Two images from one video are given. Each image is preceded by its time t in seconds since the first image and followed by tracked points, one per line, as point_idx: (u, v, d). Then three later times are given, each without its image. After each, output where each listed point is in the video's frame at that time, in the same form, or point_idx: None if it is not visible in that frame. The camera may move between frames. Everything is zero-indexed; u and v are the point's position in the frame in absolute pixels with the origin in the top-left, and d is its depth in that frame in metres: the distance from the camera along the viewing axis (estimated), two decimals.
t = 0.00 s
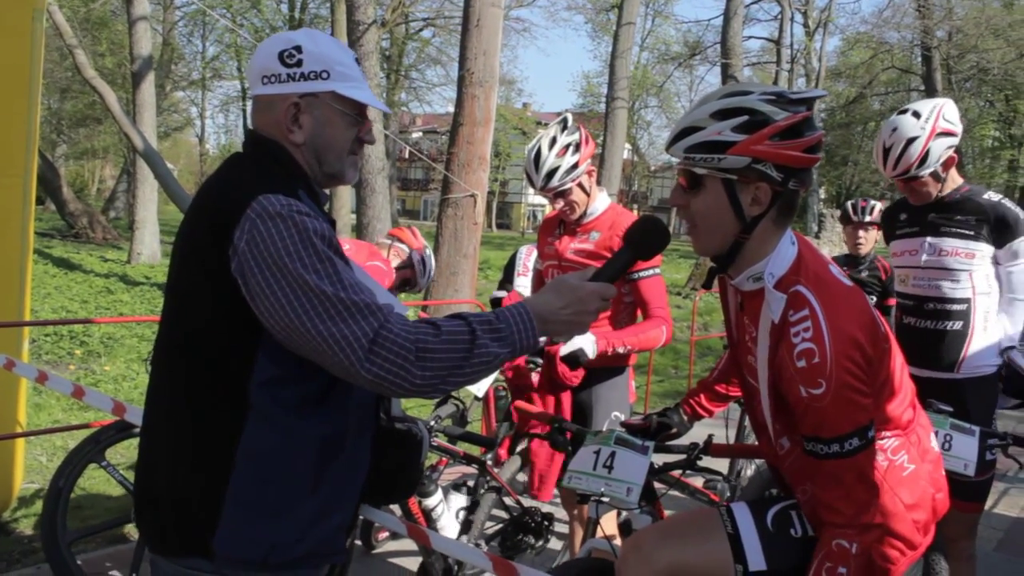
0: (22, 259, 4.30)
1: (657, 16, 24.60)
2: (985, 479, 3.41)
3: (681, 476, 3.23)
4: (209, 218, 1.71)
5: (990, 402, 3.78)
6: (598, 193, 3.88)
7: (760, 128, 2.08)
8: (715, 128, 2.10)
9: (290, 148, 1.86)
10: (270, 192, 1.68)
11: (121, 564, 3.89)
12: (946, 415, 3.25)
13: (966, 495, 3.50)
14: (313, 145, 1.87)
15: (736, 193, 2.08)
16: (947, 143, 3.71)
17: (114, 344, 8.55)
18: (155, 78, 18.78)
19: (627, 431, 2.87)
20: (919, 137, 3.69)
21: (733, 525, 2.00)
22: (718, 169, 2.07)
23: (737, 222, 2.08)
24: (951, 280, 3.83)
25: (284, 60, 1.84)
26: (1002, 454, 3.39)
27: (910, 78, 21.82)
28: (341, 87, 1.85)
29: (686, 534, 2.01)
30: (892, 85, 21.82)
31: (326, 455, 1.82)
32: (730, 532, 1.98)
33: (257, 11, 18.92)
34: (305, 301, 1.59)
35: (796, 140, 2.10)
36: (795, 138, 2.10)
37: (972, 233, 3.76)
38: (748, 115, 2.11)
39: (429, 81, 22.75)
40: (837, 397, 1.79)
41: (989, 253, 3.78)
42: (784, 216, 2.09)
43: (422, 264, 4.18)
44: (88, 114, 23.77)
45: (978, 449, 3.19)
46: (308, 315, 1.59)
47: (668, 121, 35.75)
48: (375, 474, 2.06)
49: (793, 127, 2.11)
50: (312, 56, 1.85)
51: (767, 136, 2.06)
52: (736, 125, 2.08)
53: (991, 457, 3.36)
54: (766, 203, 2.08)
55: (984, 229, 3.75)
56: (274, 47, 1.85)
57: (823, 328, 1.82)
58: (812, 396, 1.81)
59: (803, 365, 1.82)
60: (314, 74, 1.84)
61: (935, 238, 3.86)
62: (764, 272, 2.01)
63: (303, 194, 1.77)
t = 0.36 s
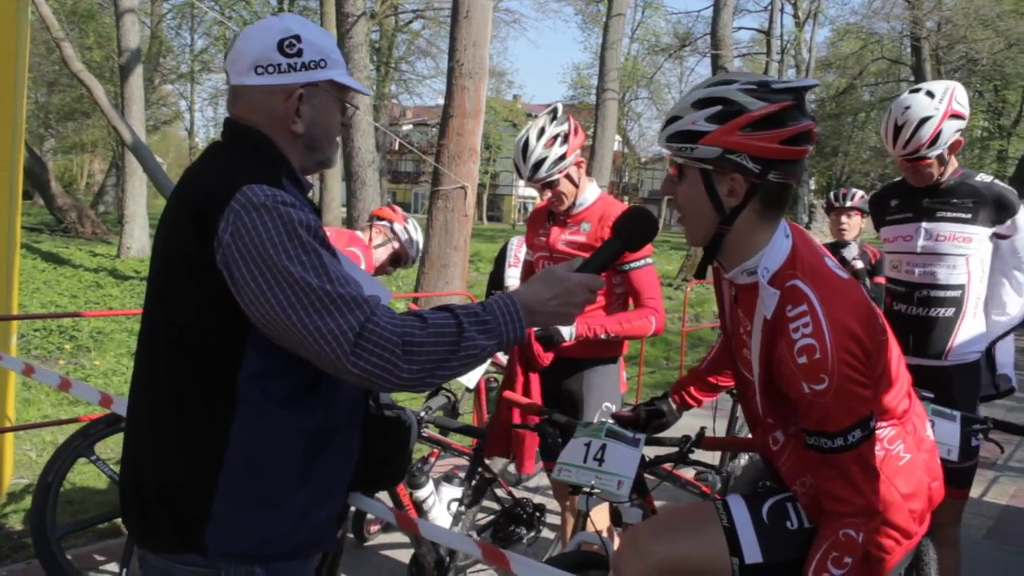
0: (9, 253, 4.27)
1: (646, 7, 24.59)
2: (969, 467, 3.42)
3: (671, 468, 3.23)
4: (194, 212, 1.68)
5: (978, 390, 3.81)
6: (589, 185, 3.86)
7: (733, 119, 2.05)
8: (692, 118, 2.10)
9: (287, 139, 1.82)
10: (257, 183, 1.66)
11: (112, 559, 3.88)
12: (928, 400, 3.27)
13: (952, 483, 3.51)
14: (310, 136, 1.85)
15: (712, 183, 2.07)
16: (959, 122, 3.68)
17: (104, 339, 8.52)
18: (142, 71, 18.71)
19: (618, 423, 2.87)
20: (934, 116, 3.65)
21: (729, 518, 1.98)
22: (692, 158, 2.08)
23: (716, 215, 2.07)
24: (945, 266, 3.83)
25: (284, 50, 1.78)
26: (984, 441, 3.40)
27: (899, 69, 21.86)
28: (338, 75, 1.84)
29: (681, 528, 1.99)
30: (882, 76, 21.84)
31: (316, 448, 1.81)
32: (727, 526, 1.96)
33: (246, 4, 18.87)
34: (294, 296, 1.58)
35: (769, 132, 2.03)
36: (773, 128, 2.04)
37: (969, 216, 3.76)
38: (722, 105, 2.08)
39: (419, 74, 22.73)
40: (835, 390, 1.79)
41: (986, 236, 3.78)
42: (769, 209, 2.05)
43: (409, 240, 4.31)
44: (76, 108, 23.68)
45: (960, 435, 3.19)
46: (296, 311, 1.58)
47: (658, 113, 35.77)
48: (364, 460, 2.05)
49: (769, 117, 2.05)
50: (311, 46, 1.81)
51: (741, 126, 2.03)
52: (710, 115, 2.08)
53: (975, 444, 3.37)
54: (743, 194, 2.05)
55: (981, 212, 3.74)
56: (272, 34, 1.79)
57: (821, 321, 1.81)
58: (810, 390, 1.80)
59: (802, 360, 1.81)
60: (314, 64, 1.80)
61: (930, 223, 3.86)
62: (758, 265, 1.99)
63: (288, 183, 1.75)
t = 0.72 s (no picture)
0: None
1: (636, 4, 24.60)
2: (964, 456, 3.45)
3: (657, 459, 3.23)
4: (170, 207, 1.68)
5: (968, 382, 3.84)
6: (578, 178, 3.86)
7: (697, 104, 2.06)
8: (661, 104, 2.13)
9: (265, 133, 1.82)
10: (235, 178, 1.66)
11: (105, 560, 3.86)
12: (924, 392, 3.27)
13: (946, 473, 3.52)
14: (288, 129, 1.85)
15: (680, 170, 2.09)
16: (959, 115, 3.72)
17: (96, 341, 8.49)
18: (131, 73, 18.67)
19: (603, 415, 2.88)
20: (935, 109, 3.68)
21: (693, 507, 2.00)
22: (663, 143, 2.11)
23: (686, 200, 2.09)
24: (938, 259, 3.84)
25: (258, 43, 1.78)
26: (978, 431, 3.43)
27: (888, 62, 21.89)
28: (313, 67, 1.84)
29: (643, 520, 2.01)
30: (871, 70, 21.88)
31: (297, 445, 1.80)
32: (690, 515, 1.98)
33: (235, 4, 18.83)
34: (268, 291, 1.58)
35: (733, 118, 2.01)
36: (735, 115, 2.01)
37: (963, 212, 3.78)
38: (689, 91, 2.11)
39: (409, 72, 22.71)
40: (793, 381, 1.79)
41: (978, 233, 3.81)
42: (738, 196, 2.04)
43: (389, 213, 4.50)
44: (66, 110, 23.61)
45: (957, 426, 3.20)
46: (270, 307, 1.58)
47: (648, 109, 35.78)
48: (348, 453, 2.06)
49: (733, 104, 2.03)
50: (285, 38, 1.81)
51: (703, 112, 2.03)
52: (677, 101, 2.11)
53: (970, 435, 3.39)
54: (708, 180, 2.06)
55: (974, 208, 3.77)
56: (245, 28, 1.79)
57: (784, 314, 1.81)
58: (766, 382, 1.81)
59: (760, 352, 1.82)
60: (289, 56, 1.80)
61: (925, 216, 3.86)
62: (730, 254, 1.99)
63: (265, 177, 1.75)
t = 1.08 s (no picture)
0: None
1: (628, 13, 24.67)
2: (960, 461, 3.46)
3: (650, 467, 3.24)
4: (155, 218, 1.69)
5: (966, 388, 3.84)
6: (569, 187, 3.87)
7: (676, 114, 2.08)
8: (644, 114, 2.15)
9: (246, 142, 1.82)
10: (219, 190, 1.67)
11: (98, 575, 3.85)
12: (921, 398, 3.27)
13: (942, 477, 3.53)
14: (270, 139, 1.85)
15: (663, 179, 2.10)
16: (958, 127, 3.73)
17: (89, 355, 8.48)
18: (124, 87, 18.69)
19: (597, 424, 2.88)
20: (935, 124, 3.68)
21: (690, 487, 2.07)
22: (648, 153, 2.12)
23: (672, 210, 2.11)
24: (935, 266, 3.86)
25: (237, 54, 1.79)
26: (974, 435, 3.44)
27: (879, 69, 21.96)
28: (293, 76, 1.84)
29: (646, 490, 2.07)
30: (862, 76, 21.94)
31: (287, 453, 1.81)
32: (687, 492, 2.06)
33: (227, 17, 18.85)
34: (253, 303, 1.58)
35: (715, 125, 2.03)
36: (713, 122, 2.03)
37: (960, 222, 3.79)
38: (668, 100, 2.12)
39: (402, 84, 22.73)
40: (783, 386, 1.80)
41: (976, 243, 3.83)
42: (722, 201, 2.05)
43: (388, 237, 4.46)
44: (59, 124, 23.62)
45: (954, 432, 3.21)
46: (254, 318, 1.58)
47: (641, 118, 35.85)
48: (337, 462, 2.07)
49: (710, 111, 2.05)
50: (264, 48, 1.81)
51: (682, 121, 2.05)
52: (658, 111, 2.13)
53: (966, 439, 3.41)
54: (691, 188, 2.07)
55: (972, 219, 3.77)
56: (224, 39, 1.80)
57: (773, 317, 1.83)
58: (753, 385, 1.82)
59: (753, 354, 1.83)
60: (268, 67, 1.81)
61: (923, 224, 3.86)
62: (718, 258, 2.00)
63: (250, 189, 1.75)
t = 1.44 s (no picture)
0: None
1: (624, 24, 24.76)
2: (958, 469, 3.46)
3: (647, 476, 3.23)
4: (153, 234, 1.69)
5: (964, 397, 3.84)
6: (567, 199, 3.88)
7: (690, 123, 2.08)
8: (652, 125, 2.15)
9: (238, 156, 1.83)
10: (214, 204, 1.67)
11: None
12: (919, 407, 3.28)
13: (940, 486, 3.52)
14: (264, 153, 1.85)
15: (676, 189, 2.09)
16: (953, 137, 3.75)
17: (87, 368, 8.48)
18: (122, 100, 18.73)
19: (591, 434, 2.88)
20: (930, 135, 3.70)
21: (701, 494, 2.08)
22: (656, 165, 2.12)
23: (682, 219, 2.10)
24: (933, 275, 3.87)
25: (227, 68, 1.80)
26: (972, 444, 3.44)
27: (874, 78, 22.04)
28: (285, 89, 1.84)
29: (650, 499, 2.07)
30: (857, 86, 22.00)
31: (287, 464, 1.80)
32: (698, 500, 2.07)
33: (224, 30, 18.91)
34: (255, 315, 1.59)
35: (728, 135, 2.03)
36: (729, 131, 2.04)
37: (958, 231, 3.80)
38: (681, 110, 2.12)
39: (399, 96, 22.77)
40: (797, 400, 1.80)
41: (973, 253, 3.84)
42: (734, 209, 2.05)
43: (388, 274, 4.46)
44: (56, 137, 23.66)
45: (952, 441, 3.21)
46: (256, 330, 1.59)
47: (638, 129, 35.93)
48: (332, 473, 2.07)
49: (726, 120, 2.06)
50: (255, 61, 1.82)
51: (697, 130, 2.05)
52: (668, 121, 2.12)
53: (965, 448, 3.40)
54: (704, 199, 2.06)
55: (971, 228, 3.79)
56: (216, 55, 1.81)
57: (790, 327, 1.83)
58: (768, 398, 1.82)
59: (769, 367, 1.83)
60: (259, 79, 1.81)
61: (921, 233, 3.87)
62: (732, 270, 2.00)
63: (244, 205, 1.75)
